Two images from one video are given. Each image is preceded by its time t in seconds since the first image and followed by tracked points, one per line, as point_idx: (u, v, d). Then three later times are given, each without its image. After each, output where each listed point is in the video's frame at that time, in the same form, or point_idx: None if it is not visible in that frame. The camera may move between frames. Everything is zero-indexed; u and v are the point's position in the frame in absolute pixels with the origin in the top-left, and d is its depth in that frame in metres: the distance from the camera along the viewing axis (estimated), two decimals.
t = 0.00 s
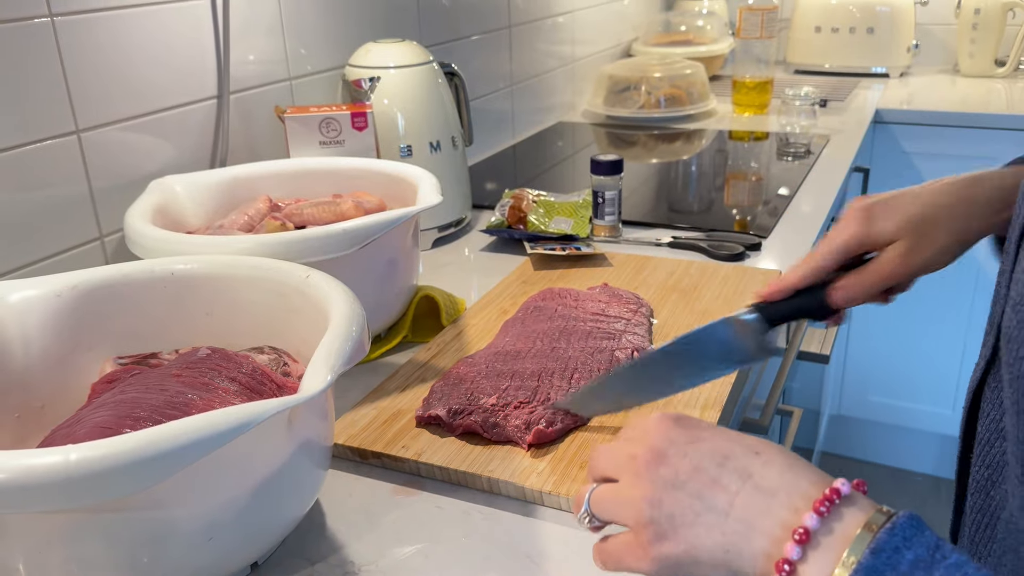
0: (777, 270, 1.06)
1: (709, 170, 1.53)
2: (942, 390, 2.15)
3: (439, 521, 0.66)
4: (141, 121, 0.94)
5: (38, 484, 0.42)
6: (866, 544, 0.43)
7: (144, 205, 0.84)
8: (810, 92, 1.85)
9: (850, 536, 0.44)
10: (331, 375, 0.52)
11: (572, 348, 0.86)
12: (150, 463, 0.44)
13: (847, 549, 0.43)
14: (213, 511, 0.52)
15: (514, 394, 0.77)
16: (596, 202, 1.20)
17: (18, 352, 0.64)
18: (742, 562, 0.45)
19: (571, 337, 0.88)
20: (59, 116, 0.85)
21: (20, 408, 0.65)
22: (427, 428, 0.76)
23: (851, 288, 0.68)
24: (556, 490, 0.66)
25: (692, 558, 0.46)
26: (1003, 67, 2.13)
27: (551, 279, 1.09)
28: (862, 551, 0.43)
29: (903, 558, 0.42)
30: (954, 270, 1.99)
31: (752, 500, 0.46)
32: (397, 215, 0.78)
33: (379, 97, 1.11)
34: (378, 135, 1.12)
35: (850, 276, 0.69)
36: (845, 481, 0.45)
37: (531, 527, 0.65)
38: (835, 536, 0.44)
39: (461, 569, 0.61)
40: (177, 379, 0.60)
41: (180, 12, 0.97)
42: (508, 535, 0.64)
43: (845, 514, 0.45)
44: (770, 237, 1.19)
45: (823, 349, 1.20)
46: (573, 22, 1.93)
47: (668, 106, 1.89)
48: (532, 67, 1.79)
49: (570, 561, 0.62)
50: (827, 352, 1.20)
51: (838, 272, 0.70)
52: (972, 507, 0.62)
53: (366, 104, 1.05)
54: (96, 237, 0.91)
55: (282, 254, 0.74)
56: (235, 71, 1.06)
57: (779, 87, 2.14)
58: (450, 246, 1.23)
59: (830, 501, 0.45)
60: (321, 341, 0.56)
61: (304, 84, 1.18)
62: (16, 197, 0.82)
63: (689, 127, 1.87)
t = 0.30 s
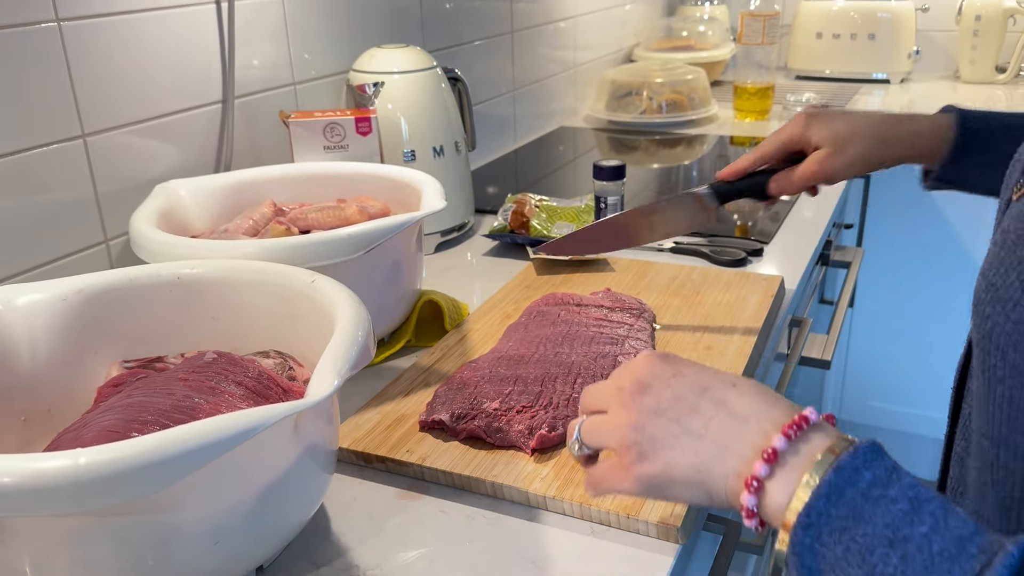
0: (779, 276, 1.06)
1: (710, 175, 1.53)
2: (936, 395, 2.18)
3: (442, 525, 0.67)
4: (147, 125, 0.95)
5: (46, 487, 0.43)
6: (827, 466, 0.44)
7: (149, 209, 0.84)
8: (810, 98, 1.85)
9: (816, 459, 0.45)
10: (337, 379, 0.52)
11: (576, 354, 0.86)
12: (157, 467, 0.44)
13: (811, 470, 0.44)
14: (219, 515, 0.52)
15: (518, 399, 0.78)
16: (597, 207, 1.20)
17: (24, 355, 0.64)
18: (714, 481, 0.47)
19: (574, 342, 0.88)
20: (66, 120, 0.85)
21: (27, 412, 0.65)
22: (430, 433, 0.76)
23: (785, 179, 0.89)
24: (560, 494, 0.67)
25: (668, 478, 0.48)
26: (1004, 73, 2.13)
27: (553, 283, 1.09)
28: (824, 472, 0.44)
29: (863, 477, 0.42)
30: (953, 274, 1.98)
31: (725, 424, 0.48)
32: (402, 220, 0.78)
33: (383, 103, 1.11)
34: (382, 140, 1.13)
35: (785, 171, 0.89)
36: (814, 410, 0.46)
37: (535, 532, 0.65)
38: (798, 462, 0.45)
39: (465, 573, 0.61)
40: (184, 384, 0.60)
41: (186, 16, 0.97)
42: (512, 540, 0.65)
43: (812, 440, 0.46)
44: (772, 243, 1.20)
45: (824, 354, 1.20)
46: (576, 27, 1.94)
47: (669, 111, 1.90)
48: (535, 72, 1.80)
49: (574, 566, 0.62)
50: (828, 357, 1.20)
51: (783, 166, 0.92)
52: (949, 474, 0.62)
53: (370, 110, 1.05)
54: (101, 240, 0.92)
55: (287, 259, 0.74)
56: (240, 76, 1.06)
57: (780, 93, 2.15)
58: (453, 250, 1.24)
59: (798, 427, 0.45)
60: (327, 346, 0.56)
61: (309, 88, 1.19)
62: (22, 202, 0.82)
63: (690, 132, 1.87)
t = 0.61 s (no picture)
0: (782, 279, 1.06)
1: (713, 178, 1.53)
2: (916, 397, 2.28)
3: (445, 528, 0.67)
4: (149, 127, 0.95)
5: (48, 489, 0.43)
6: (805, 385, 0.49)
7: (152, 210, 0.84)
8: (814, 101, 1.84)
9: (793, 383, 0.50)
10: (341, 382, 0.52)
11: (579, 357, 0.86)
12: (161, 469, 0.44)
13: (789, 391, 0.50)
14: (221, 517, 0.52)
15: (520, 402, 0.77)
16: (600, 209, 1.20)
17: (26, 356, 0.64)
18: (703, 417, 0.53)
19: (577, 345, 0.88)
20: (69, 120, 0.85)
21: (29, 413, 0.65)
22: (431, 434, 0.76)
23: (886, 193, 0.84)
24: (562, 498, 0.66)
25: (663, 422, 0.53)
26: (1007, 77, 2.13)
27: (555, 286, 1.09)
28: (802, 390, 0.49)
29: (840, 391, 0.48)
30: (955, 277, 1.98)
31: (708, 365, 0.54)
32: (406, 222, 0.78)
33: (386, 105, 1.11)
34: (385, 142, 1.13)
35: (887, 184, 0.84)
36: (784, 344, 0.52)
37: (537, 535, 0.65)
38: (775, 388, 0.51)
39: None
40: (186, 385, 0.60)
41: (190, 18, 0.97)
42: (514, 543, 0.65)
43: (787, 368, 0.52)
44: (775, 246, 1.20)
45: (827, 358, 1.20)
46: (578, 30, 1.94)
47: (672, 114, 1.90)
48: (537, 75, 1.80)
49: (576, 569, 0.62)
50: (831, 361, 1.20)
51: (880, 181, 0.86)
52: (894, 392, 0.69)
53: (373, 112, 1.05)
54: (104, 242, 0.92)
55: (290, 261, 0.74)
56: (242, 78, 1.06)
57: (783, 96, 2.15)
58: (455, 253, 1.24)
59: (772, 359, 0.52)
60: (329, 349, 0.56)
61: (312, 91, 1.19)
62: (25, 203, 0.82)
63: (693, 135, 1.87)
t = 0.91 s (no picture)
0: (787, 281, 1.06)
1: (717, 179, 1.53)
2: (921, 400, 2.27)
3: (447, 530, 0.66)
4: (151, 126, 0.94)
5: (47, 491, 0.42)
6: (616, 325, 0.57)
7: (153, 210, 0.84)
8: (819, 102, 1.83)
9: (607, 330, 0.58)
10: (342, 384, 0.52)
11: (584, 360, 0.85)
12: (161, 471, 0.44)
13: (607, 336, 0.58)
14: (221, 519, 0.51)
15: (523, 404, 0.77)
16: (604, 210, 1.20)
17: (27, 357, 0.64)
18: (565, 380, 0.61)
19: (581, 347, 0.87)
20: (70, 119, 0.85)
21: (29, 414, 0.65)
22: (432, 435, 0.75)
23: None
24: (565, 501, 0.66)
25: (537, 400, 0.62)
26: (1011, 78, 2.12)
27: (558, 287, 1.09)
28: (616, 329, 0.57)
29: (645, 313, 0.57)
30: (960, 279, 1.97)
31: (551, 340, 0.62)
32: (408, 223, 0.78)
33: (388, 105, 1.11)
34: (388, 142, 1.12)
35: None
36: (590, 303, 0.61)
37: (539, 538, 0.65)
38: (598, 338, 0.59)
39: None
40: (186, 386, 0.60)
41: (192, 18, 0.97)
42: (515, 545, 0.64)
43: (599, 320, 0.60)
44: (779, 248, 1.19)
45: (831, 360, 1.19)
46: (582, 30, 1.94)
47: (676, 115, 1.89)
48: (540, 75, 1.80)
49: (578, 572, 0.61)
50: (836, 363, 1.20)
51: None
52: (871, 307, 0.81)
53: (376, 112, 1.05)
54: (106, 242, 0.91)
55: (291, 262, 0.73)
56: (245, 77, 1.06)
57: (788, 97, 2.14)
58: (458, 253, 1.23)
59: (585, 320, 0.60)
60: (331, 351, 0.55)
61: (315, 91, 1.18)
62: (26, 203, 0.82)
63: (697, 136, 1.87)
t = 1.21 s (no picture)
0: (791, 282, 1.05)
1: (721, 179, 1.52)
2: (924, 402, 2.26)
3: (449, 531, 0.66)
4: (154, 126, 0.94)
5: (47, 491, 0.42)
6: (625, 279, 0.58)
7: (156, 209, 0.84)
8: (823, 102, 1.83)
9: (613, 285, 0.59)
10: (343, 384, 0.51)
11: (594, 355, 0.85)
12: (161, 471, 0.44)
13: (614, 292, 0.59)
14: (222, 520, 0.51)
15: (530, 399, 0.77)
16: (607, 210, 1.19)
17: (29, 356, 0.63)
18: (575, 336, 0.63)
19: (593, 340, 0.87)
20: (74, 118, 0.85)
21: (30, 413, 0.64)
22: (434, 435, 0.75)
23: None
24: (567, 502, 0.66)
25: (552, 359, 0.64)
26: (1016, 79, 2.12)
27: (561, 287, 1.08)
28: (624, 284, 0.58)
29: (654, 259, 0.58)
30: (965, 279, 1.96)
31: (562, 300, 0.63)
32: (411, 222, 0.77)
33: (392, 105, 1.11)
34: (391, 142, 1.12)
35: None
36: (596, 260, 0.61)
37: (542, 540, 0.65)
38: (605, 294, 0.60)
39: None
40: (188, 386, 0.60)
41: (195, 17, 0.97)
42: (518, 547, 0.64)
43: (605, 278, 0.60)
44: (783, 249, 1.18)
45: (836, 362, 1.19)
46: (586, 30, 1.93)
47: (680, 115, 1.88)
48: (544, 75, 1.79)
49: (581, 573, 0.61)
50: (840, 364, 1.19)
51: None
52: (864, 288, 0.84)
53: (379, 112, 1.05)
54: (108, 241, 0.91)
55: (293, 261, 0.73)
56: (248, 77, 1.06)
57: (792, 97, 2.13)
58: (461, 253, 1.23)
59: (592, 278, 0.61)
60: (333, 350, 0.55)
61: (318, 90, 1.18)
62: (29, 202, 0.82)
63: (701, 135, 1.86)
